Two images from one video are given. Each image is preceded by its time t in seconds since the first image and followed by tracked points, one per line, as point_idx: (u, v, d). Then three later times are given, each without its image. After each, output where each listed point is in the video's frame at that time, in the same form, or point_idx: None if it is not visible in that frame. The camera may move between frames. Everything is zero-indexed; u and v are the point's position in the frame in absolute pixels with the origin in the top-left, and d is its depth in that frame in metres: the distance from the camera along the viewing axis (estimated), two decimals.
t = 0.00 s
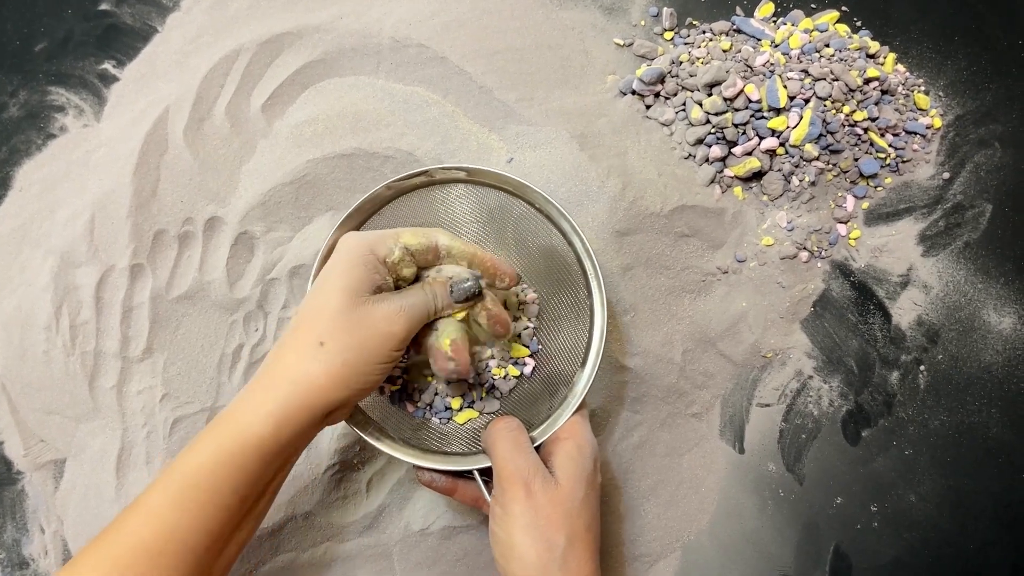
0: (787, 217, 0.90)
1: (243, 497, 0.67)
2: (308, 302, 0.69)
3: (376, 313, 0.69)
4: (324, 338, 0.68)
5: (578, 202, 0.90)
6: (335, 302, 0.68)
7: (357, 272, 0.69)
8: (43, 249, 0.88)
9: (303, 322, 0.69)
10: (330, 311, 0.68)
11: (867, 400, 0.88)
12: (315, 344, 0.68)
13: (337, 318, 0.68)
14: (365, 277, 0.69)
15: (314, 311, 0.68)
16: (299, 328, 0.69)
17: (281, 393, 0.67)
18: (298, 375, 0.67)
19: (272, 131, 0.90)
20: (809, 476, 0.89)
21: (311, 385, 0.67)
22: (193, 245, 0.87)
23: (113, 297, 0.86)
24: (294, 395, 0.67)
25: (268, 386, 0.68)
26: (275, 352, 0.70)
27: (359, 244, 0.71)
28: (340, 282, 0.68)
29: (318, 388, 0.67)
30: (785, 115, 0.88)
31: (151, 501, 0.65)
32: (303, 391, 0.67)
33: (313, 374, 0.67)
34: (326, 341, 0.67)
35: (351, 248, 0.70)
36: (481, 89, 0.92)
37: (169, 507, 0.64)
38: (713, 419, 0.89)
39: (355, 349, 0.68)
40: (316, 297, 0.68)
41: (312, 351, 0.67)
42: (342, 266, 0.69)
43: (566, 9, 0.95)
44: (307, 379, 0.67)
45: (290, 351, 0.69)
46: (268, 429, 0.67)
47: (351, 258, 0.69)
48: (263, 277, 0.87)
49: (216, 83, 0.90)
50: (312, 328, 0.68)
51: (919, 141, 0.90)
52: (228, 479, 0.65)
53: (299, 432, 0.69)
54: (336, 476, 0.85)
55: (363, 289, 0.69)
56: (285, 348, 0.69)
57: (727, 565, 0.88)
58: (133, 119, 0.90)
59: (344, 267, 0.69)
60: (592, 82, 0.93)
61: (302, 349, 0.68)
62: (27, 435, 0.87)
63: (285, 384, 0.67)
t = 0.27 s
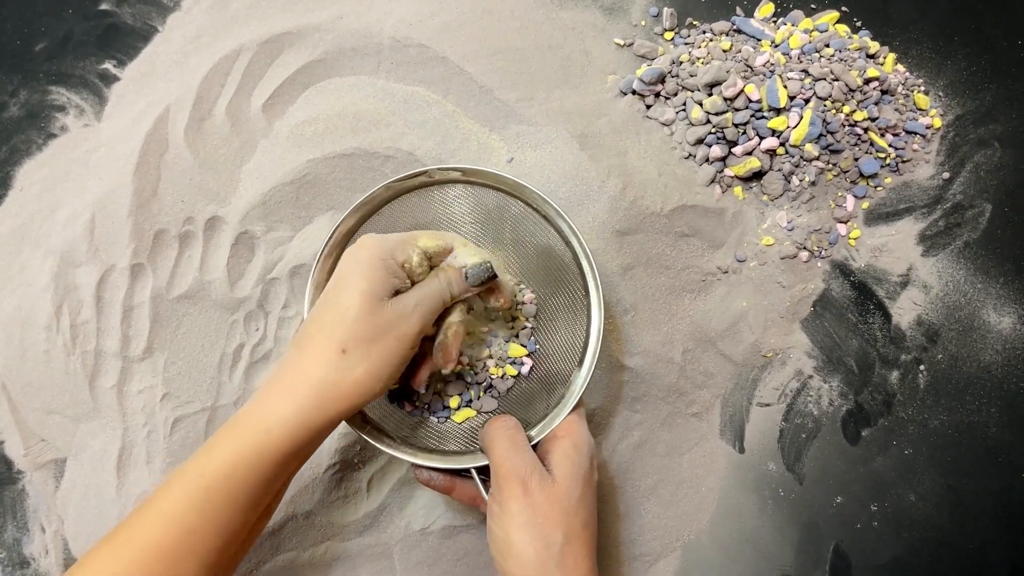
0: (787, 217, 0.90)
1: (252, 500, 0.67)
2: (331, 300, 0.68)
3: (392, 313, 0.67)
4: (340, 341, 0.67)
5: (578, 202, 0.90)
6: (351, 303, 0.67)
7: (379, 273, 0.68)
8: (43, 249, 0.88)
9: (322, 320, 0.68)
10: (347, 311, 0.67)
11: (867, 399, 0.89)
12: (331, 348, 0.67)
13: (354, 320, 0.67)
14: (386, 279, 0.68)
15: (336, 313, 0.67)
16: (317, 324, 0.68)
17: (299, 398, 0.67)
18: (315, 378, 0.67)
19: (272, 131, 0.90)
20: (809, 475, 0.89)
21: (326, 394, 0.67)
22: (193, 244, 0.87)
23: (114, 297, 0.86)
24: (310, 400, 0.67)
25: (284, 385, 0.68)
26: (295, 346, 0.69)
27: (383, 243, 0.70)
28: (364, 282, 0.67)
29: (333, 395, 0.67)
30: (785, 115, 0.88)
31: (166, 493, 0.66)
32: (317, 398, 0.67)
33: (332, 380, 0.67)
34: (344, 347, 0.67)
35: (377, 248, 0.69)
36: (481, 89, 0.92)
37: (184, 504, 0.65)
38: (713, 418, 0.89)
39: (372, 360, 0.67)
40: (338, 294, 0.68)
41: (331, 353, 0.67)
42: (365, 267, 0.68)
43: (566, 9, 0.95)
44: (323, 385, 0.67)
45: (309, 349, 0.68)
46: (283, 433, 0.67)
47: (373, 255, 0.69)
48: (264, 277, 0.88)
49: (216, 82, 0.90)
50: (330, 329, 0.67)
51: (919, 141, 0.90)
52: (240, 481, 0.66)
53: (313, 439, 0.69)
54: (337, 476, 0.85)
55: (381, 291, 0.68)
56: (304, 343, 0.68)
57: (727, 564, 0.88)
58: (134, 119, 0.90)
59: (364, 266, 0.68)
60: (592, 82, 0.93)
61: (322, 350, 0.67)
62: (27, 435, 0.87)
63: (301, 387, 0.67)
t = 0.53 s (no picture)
0: (786, 219, 0.90)
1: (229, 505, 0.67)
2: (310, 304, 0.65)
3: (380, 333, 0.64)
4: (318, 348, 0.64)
5: (577, 205, 0.90)
6: (335, 312, 0.64)
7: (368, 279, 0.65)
8: (42, 250, 0.88)
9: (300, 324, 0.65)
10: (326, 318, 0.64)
11: (866, 402, 0.89)
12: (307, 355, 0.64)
13: (334, 327, 0.64)
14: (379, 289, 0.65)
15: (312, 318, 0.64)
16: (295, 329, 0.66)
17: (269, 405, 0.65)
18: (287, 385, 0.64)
19: (271, 133, 0.90)
20: (808, 478, 0.89)
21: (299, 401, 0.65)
22: (192, 246, 0.88)
23: (113, 299, 0.86)
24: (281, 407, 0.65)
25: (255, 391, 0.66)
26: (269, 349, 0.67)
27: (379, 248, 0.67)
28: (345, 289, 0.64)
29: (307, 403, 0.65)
30: (784, 118, 0.88)
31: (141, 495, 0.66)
32: (290, 405, 0.65)
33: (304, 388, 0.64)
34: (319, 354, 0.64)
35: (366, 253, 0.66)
36: (480, 91, 0.92)
37: (163, 501, 0.65)
38: (712, 421, 0.89)
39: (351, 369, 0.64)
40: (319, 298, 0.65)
41: (304, 361, 0.64)
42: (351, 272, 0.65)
43: (565, 11, 0.95)
44: (295, 393, 0.64)
45: (281, 354, 0.65)
46: (256, 439, 0.65)
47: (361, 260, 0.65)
48: (262, 279, 0.88)
49: (215, 84, 0.90)
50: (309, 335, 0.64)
51: (917, 144, 0.90)
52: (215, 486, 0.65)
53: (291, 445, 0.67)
54: (335, 478, 0.85)
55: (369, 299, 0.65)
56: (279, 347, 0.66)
57: (725, 567, 0.88)
58: (133, 121, 0.90)
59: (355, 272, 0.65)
60: (591, 85, 0.93)
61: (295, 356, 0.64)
62: (26, 437, 0.87)
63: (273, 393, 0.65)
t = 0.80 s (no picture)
0: (784, 221, 0.90)
1: (242, 506, 0.66)
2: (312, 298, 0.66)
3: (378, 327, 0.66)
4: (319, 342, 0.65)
5: (576, 206, 0.90)
6: (338, 307, 0.65)
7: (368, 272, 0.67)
8: (40, 251, 0.88)
9: (301, 321, 0.66)
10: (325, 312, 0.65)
11: (864, 404, 0.89)
12: (310, 351, 0.65)
13: (338, 324, 0.65)
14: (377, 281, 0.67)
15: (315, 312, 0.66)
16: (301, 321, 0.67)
17: (278, 397, 0.65)
18: (292, 379, 0.65)
19: (270, 134, 0.90)
20: (806, 479, 0.89)
21: (304, 397, 0.65)
22: (190, 248, 0.87)
23: (111, 300, 0.86)
24: (283, 405, 0.65)
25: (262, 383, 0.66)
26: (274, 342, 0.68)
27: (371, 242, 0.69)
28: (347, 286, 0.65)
29: (310, 399, 0.65)
30: (782, 119, 0.88)
31: (157, 496, 0.65)
32: (300, 404, 0.65)
33: (308, 383, 0.65)
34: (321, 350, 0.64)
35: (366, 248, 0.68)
36: (479, 93, 0.92)
37: (175, 503, 0.65)
38: (710, 422, 0.89)
39: (354, 361, 0.65)
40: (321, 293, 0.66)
41: (305, 357, 0.65)
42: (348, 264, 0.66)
43: (564, 12, 0.95)
44: (306, 391, 0.65)
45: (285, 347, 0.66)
46: (267, 441, 0.65)
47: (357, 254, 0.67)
48: (261, 280, 0.87)
49: (214, 85, 0.90)
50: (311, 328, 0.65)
51: (916, 146, 0.90)
52: (222, 487, 0.65)
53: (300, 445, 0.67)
54: (333, 479, 0.85)
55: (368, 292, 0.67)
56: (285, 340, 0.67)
57: (723, 568, 0.88)
58: (131, 122, 0.90)
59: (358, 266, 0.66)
60: (590, 86, 0.93)
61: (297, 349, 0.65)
62: (24, 438, 0.87)
63: (279, 386, 0.65)
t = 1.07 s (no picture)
0: (783, 222, 0.90)
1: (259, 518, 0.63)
2: (346, 305, 0.64)
3: (413, 339, 0.65)
4: (345, 352, 0.62)
5: (575, 207, 0.90)
6: (379, 318, 0.62)
7: (415, 279, 0.64)
8: (39, 252, 0.88)
9: (334, 330, 0.63)
10: (355, 317, 0.62)
11: (863, 405, 0.89)
12: (333, 359, 0.62)
13: (370, 337, 0.62)
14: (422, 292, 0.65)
15: (347, 320, 0.63)
16: (328, 325, 0.64)
17: (294, 406, 0.61)
18: (311, 391, 0.61)
19: (269, 135, 0.90)
20: (805, 480, 0.89)
21: (318, 412, 0.61)
22: (189, 248, 0.87)
23: (110, 300, 0.86)
24: (296, 416, 0.61)
25: (279, 386, 0.63)
26: (295, 341, 0.65)
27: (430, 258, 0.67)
28: (388, 298, 0.63)
29: (324, 415, 0.61)
30: (781, 121, 0.88)
31: (164, 504, 0.61)
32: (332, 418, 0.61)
33: (325, 398, 0.61)
34: (349, 368, 0.61)
35: (414, 261, 0.66)
36: (478, 94, 0.92)
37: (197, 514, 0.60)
38: (709, 423, 0.89)
39: (379, 379, 0.62)
40: (355, 300, 0.63)
41: (330, 369, 0.61)
42: (392, 274, 0.64)
43: (563, 14, 0.95)
44: (339, 405, 0.61)
45: (310, 352, 0.63)
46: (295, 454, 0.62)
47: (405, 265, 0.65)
48: (259, 281, 0.87)
49: (213, 86, 0.90)
50: (339, 336, 0.62)
51: (914, 147, 0.90)
52: (229, 501, 0.61)
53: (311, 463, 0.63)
54: (332, 480, 0.85)
55: (404, 303, 0.64)
56: (310, 343, 0.64)
57: (722, 569, 0.88)
58: (130, 122, 0.90)
59: (403, 273, 0.64)
60: (589, 87, 0.93)
61: (324, 359, 0.62)
62: (23, 438, 0.87)
63: (295, 394, 0.61)
